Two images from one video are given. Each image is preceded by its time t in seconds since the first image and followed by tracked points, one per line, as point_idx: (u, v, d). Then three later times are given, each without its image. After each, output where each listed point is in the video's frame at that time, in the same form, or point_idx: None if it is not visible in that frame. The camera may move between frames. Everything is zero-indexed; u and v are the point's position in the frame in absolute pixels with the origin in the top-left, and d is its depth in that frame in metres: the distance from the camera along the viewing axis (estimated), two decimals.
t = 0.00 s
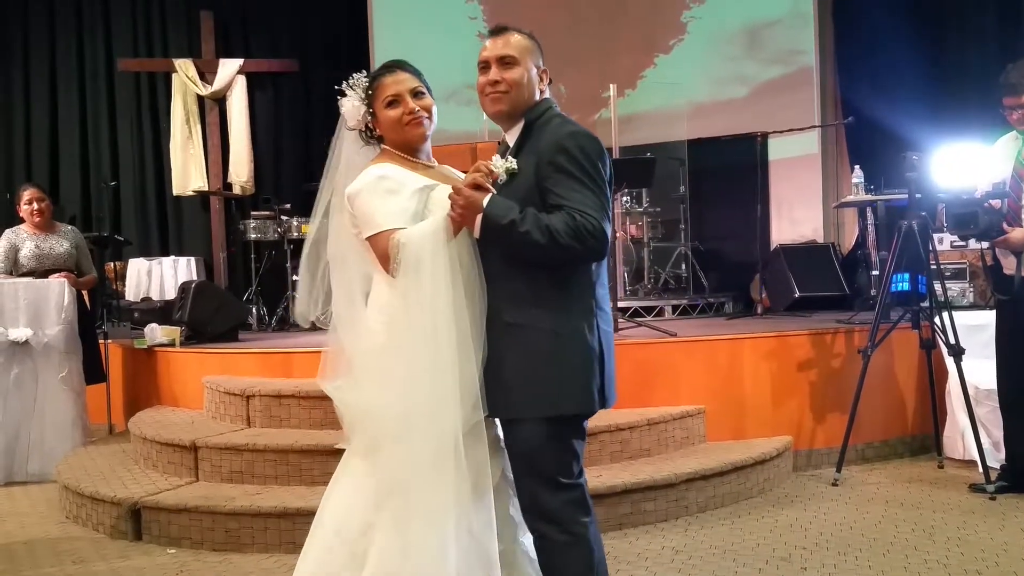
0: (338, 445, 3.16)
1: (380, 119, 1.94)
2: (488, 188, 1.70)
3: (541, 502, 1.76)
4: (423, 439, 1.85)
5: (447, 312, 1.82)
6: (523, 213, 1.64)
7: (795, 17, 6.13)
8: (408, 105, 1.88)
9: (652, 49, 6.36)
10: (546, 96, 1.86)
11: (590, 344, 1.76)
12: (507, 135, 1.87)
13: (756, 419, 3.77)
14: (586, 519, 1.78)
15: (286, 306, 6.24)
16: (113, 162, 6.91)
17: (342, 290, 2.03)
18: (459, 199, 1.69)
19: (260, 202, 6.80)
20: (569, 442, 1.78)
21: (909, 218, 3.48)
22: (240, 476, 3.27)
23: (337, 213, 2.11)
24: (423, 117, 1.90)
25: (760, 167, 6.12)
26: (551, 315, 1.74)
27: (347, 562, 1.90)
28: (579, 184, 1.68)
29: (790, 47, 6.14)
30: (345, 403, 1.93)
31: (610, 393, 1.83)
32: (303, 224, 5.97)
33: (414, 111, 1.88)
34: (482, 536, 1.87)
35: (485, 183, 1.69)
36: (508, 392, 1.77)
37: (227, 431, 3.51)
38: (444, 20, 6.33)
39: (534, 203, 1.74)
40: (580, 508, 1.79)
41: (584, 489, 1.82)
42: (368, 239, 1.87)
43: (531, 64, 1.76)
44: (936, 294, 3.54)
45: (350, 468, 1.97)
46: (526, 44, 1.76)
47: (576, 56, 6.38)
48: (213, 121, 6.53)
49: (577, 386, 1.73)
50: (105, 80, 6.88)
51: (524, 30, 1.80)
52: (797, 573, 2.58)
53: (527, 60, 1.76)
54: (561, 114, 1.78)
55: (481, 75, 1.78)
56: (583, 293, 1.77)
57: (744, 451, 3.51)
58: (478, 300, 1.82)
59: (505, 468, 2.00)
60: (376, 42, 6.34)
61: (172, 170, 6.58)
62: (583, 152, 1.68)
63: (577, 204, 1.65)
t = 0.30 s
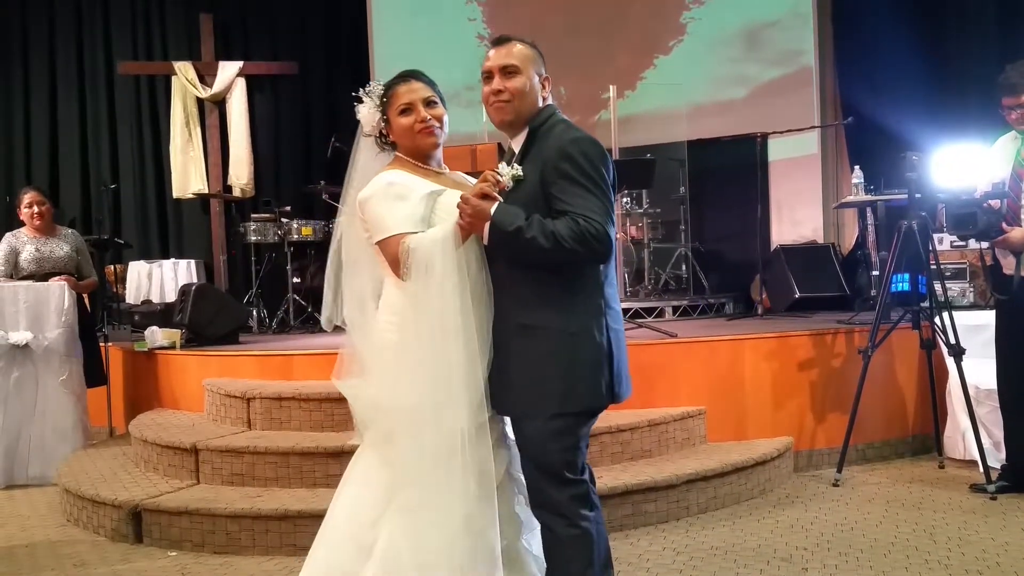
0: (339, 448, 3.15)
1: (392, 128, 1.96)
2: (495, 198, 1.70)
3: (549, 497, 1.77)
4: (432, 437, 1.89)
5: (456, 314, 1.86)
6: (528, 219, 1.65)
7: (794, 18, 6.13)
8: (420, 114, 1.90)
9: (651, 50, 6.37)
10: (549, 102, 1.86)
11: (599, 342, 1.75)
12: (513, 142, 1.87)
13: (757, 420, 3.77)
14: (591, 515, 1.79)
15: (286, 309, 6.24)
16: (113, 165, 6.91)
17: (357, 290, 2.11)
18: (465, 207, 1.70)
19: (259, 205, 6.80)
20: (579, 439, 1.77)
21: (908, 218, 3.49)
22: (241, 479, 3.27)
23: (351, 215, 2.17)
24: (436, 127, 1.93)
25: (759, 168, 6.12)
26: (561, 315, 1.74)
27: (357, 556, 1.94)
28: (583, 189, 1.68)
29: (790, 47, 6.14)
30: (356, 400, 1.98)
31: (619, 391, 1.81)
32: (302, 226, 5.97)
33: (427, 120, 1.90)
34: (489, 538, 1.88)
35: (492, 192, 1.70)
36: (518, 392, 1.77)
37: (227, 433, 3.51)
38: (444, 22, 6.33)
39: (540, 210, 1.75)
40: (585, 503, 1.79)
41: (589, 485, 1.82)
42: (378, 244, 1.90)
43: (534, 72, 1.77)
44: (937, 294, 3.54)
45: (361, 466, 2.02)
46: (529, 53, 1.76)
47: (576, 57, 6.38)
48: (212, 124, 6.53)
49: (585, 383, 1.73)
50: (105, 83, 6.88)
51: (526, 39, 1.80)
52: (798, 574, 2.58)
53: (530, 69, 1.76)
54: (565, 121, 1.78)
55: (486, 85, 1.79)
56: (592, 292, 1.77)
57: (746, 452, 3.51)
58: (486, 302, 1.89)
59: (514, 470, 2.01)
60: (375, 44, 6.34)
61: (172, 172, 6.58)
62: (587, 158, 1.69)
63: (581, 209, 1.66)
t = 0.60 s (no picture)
0: (338, 449, 3.15)
1: (398, 130, 1.96)
2: (496, 197, 1.70)
3: (545, 497, 1.75)
4: (432, 438, 1.89)
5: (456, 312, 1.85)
6: (527, 218, 1.65)
7: (794, 17, 6.13)
8: (426, 117, 1.90)
9: (650, 51, 6.36)
10: (551, 104, 1.86)
11: (597, 341, 1.76)
12: (513, 143, 1.87)
13: (757, 421, 3.77)
14: (583, 513, 1.78)
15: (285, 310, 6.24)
16: (112, 167, 6.90)
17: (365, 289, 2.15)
18: (465, 206, 1.70)
19: (259, 206, 6.79)
20: (574, 438, 1.78)
21: (908, 219, 3.49)
22: (240, 480, 3.27)
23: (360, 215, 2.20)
24: (442, 130, 1.92)
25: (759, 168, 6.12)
26: (561, 314, 1.74)
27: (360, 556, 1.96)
28: (582, 189, 1.68)
29: (789, 47, 6.15)
30: (359, 399, 2.00)
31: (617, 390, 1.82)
32: (302, 227, 5.96)
33: (434, 124, 1.90)
34: (489, 540, 1.88)
35: (492, 191, 1.70)
36: (518, 391, 1.76)
37: (227, 435, 3.51)
38: (443, 23, 6.33)
39: (540, 209, 1.75)
40: (578, 501, 1.78)
41: (580, 485, 1.82)
42: (381, 243, 1.91)
43: (536, 76, 1.77)
44: (936, 294, 3.55)
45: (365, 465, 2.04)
46: (530, 57, 1.76)
47: (575, 58, 6.38)
48: (212, 125, 6.52)
49: (582, 382, 1.73)
50: (104, 85, 6.88)
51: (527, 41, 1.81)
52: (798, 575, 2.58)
53: (531, 73, 1.76)
54: (566, 123, 1.78)
55: (488, 88, 1.79)
56: (592, 293, 1.76)
57: (746, 452, 3.51)
58: (485, 300, 1.88)
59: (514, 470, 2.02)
60: (374, 45, 6.33)
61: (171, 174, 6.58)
62: (587, 158, 1.69)
63: (581, 208, 1.65)
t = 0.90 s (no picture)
0: (339, 450, 3.15)
1: (396, 129, 1.96)
2: (496, 195, 1.69)
3: (551, 500, 1.76)
4: (431, 439, 1.89)
5: (458, 312, 1.85)
6: (528, 217, 1.64)
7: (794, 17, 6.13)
8: (425, 116, 1.91)
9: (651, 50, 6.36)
10: (550, 104, 1.86)
11: (596, 341, 1.75)
12: (513, 142, 1.88)
13: (758, 420, 3.77)
14: (590, 516, 1.78)
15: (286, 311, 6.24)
16: (113, 169, 6.91)
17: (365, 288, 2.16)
18: (466, 204, 1.70)
19: (260, 207, 6.80)
20: (576, 439, 1.78)
21: (908, 218, 3.48)
22: (242, 481, 3.27)
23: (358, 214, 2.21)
24: (440, 129, 1.93)
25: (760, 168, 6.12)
26: (562, 314, 1.74)
27: (354, 556, 1.95)
28: (583, 187, 1.68)
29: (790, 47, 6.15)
30: (357, 399, 1.99)
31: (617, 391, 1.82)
32: (303, 229, 5.96)
33: (433, 122, 1.90)
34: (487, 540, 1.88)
35: (492, 189, 1.69)
36: (519, 391, 1.76)
37: (228, 436, 3.51)
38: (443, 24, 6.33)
39: (540, 208, 1.74)
40: (584, 505, 1.79)
41: (587, 488, 1.82)
42: (379, 242, 1.92)
43: (536, 76, 1.77)
44: (937, 293, 3.54)
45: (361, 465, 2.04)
46: (530, 56, 1.77)
47: (576, 58, 6.38)
48: (212, 126, 6.53)
49: (582, 384, 1.73)
50: (104, 88, 6.89)
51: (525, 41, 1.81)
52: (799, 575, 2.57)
53: (531, 71, 1.77)
54: (565, 122, 1.78)
55: (488, 87, 1.80)
56: (592, 293, 1.77)
57: (747, 451, 3.51)
58: (485, 299, 1.86)
59: (514, 475, 2.02)
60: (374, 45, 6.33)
61: (172, 176, 6.58)
62: (588, 157, 1.69)
63: (582, 207, 1.65)
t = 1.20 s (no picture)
0: (341, 451, 3.16)
1: (386, 124, 1.96)
2: (498, 191, 1.69)
3: (553, 506, 1.76)
4: (429, 443, 1.86)
5: (457, 313, 1.82)
6: (532, 216, 1.64)
7: (798, 19, 6.12)
8: (416, 111, 1.91)
9: (654, 52, 6.36)
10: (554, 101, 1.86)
11: (596, 344, 1.75)
12: (515, 139, 1.87)
13: (761, 422, 3.76)
14: (592, 522, 1.79)
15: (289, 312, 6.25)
16: (116, 171, 6.92)
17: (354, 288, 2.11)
18: (469, 201, 1.70)
19: (263, 208, 6.80)
20: (574, 442, 1.78)
21: (911, 220, 3.47)
22: (244, 482, 3.27)
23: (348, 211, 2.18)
24: (431, 124, 1.93)
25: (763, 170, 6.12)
26: (560, 316, 1.74)
27: (350, 560, 1.94)
28: (589, 186, 1.68)
29: (793, 49, 6.14)
30: (353, 403, 1.96)
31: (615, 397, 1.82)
32: (306, 230, 5.97)
33: (423, 118, 1.90)
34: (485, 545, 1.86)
35: (495, 186, 1.69)
36: (518, 392, 1.77)
37: (231, 437, 3.52)
38: (446, 25, 6.34)
39: (545, 206, 1.74)
40: (587, 511, 1.80)
41: (588, 492, 1.83)
42: (372, 241, 1.90)
43: (541, 70, 1.77)
44: (941, 295, 3.53)
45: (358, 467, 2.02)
46: (535, 50, 1.77)
47: (578, 60, 6.38)
48: (216, 128, 6.53)
49: (583, 389, 1.73)
50: (107, 89, 6.89)
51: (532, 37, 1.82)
52: None
53: (536, 66, 1.77)
54: (572, 120, 1.78)
55: (491, 81, 1.80)
56: (591, 296, 1.77)
57: (749, 453, 3.51)
58: (485, 299, 1.82)
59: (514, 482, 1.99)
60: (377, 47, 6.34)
61: (175, 177, 6.60)
62: (594, 155, 1.69)
63: (587, 207, 1.65)
